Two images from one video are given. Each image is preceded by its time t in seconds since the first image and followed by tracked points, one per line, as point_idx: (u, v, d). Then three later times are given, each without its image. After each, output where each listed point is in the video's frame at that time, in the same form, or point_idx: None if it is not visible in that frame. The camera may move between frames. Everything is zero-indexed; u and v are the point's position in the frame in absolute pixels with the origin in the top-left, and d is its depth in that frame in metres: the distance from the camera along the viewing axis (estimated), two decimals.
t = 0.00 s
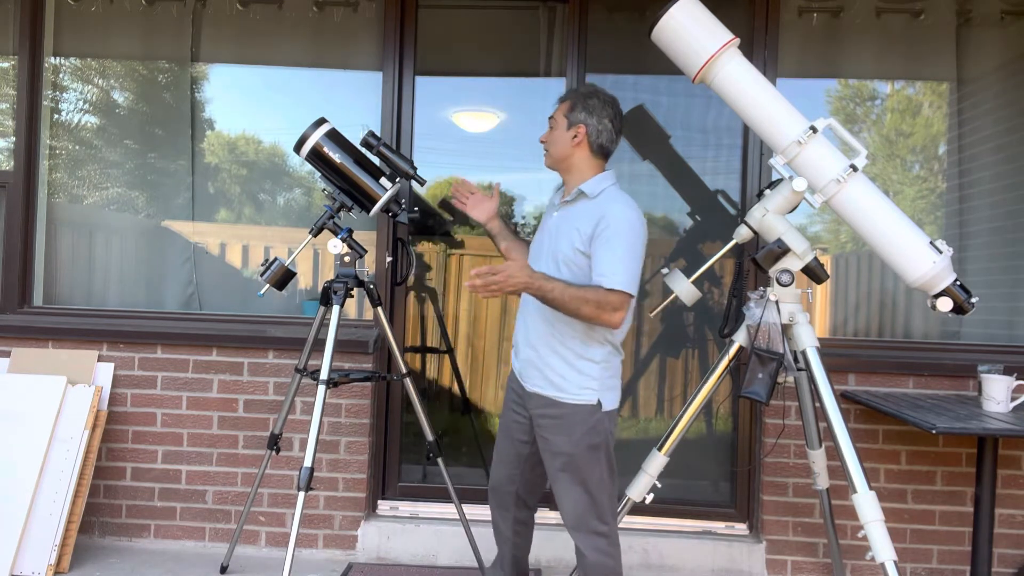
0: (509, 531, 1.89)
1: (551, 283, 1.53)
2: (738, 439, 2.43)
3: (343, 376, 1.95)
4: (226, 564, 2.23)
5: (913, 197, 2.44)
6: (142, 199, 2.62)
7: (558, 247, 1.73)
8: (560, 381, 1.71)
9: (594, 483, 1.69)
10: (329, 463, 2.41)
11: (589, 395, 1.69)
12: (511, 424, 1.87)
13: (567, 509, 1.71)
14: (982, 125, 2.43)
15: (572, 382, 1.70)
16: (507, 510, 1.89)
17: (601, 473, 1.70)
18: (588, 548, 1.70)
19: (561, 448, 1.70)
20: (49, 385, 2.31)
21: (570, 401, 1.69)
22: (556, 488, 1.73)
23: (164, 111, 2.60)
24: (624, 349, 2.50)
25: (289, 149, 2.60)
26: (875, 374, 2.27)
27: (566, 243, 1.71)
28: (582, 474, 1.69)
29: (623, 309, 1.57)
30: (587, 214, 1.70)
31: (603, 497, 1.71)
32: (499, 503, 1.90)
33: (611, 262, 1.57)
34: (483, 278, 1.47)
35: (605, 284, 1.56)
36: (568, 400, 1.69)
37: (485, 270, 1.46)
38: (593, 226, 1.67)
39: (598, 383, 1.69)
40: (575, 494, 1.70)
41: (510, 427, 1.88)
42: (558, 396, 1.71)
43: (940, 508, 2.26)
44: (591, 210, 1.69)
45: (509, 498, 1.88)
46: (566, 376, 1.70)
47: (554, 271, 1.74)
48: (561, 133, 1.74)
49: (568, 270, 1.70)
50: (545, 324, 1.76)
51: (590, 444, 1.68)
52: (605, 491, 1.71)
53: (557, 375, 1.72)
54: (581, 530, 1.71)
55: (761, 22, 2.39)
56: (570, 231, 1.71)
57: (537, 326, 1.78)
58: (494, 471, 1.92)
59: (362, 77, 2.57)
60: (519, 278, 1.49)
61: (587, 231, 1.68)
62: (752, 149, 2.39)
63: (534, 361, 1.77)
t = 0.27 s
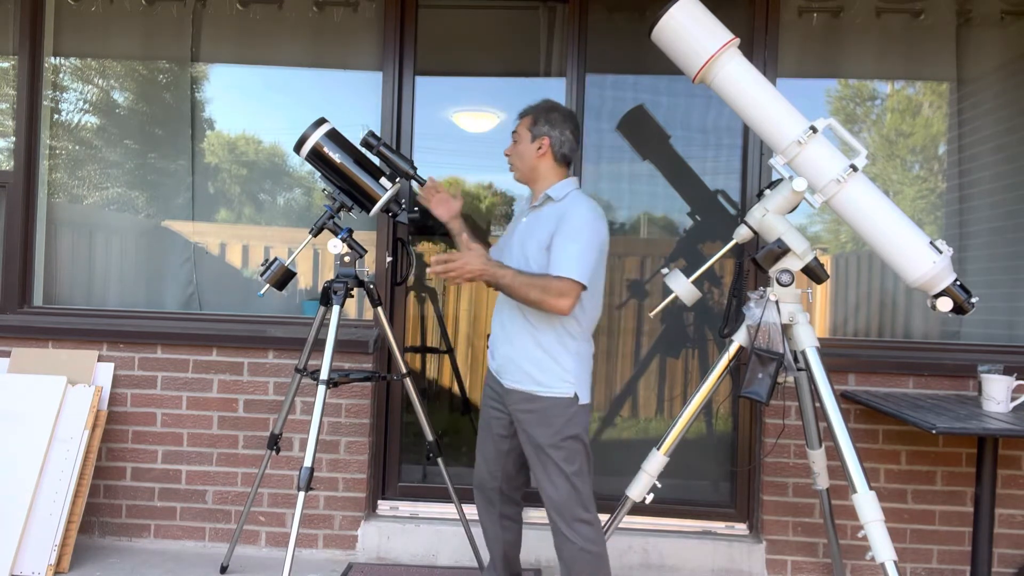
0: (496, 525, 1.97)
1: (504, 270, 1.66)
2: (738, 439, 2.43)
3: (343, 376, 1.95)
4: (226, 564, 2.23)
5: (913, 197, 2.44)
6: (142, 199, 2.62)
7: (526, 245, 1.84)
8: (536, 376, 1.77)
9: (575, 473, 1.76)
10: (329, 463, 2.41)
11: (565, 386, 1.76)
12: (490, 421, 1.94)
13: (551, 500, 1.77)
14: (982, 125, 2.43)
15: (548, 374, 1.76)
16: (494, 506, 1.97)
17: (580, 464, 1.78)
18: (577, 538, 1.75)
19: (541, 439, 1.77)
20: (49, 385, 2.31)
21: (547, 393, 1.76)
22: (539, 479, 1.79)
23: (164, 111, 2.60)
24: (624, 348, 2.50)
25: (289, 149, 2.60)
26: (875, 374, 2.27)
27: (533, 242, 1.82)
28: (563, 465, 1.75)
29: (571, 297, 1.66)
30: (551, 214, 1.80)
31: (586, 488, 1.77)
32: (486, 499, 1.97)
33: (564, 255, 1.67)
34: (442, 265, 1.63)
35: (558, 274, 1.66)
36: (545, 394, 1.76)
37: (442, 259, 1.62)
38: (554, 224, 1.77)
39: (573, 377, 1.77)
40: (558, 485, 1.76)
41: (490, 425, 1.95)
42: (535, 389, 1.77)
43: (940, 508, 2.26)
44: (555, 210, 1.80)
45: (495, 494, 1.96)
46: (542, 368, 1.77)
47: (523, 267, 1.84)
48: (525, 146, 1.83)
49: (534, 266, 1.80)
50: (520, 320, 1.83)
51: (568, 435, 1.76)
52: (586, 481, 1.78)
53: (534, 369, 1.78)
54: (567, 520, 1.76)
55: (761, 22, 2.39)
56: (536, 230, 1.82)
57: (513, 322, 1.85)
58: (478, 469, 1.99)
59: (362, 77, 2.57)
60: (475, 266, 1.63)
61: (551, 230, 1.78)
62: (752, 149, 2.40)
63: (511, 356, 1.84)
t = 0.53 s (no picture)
0: (496, 519, 2.03)
1: (497, 249, 1.71)
2: (738, 438, 2.43)
3: (343, 376, 1.94)
4: (226, 564, 2.23)
5: (913, 197, 2.44)
6: (142, 199, 2.62)
7: (511, 237, 1.94)
8: (527, 365, 1.85)
9: (552, 465, 1.83)
10: (329, 463, 2.41)
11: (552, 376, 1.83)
12: (483, 414, 1.99)
13: (523, 489, 1.84)
14: (982, 126, 2.43)
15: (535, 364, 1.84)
16: (492, 500, 2.02)
17: (559, 456, 1.85)
18: (540, 526, 1.84)
19: (524, 429, 1.84)
20: (49, 385, 2.31)
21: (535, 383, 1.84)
22: (519, 468, 1.86)
23: (164, 111, 2.60)
24: (624, 348, 2.50)
25: (289, 149, 2.60)
26: (875, 374, 2.27)
27: (516, 234, 1.92)
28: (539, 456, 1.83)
29: (562, 277, 1.76)
30: (532, 208, 1.92)
31: (558, 480, 1.84)
32: (482, 493, 2.02)
33: (553, 239, 1.78)
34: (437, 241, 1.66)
35: (549, 256, 1.76)
36: (535, 383, 1.84)
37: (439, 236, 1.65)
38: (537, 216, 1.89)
39: (562, 365, 1.85)
40: (533, 475, 1.83)
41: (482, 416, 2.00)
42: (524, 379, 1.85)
43: (940, 508, 2.26)
44: (535, 204, 1.92)
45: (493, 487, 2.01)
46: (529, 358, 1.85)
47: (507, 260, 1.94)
48: (524, 147, 1.92)
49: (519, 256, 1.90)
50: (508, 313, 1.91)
51: (551, 426, 1.83)
52: (561, 474, 1.85)
53: (522, 360, 1.86)
54: (534, 509, 1.84)
55: (761, 22, 2.39)
56: (518, 224, 1.93)
57: (500, 315, 1.93)
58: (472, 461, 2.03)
59: (362, 77, 2.57)
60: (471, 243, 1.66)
61: (533, 222, 1.90)
62: (752, 149, 2.40)
63: (499, 349, 1.91)
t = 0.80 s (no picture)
0: (492, 518, 2.03)
1: (508, 252, 1.69)
2: (738, 438, 2.44)
3: (343, 376, 1.94)
4: (226, 564, 2.22)
5: (913, 197, 2.44)
6: (142, 199, 2.62)
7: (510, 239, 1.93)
8: (515, 368, 1.85)
9: (540, 466, 1.84)
10: (329, 463, 2.41)
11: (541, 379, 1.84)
12: (471, 413, 1.99)
13: (512, 490, 1.85)
14: (982, 126, 2.43)
15: (522, 367, 1.85)
16: (486, 498, 2.02)
17: (547, 456, 1.86)
18: (528, 527, 1.85)
19: (512, 430, 1.85)
20: (49, 385, 2.31)
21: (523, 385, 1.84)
22: (507, 469, 1.86)
23: (164, 111, 2.60)
24: (624, 348, 2.50)
25: (289, 149, 2.60)
26: (875, 374, 2.27)
27: (516, 236, 1.92)
28: (528, 457, 1.84)
29: (564, 287, 1.77)
30: (534, 210, 1.92)
31: (547, 480, 1.86)
32: (476, 492, 2.02)
33: (558, 246, 1.78)
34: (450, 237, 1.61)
35: (555, 264, 1.77)
36: (523, 385, 1.84)
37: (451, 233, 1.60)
38: (540, 221, 1.89)
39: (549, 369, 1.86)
40: (522, 475, 1.84)
41: (471, 415, 2.00)
42: (510, 381, 1.85)
43: (940, 508, 2.26)
44: (537, 208, 1.92)
45: (487, 486, 2.01)
46: (517, 361, 1.85)
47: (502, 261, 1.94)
48: (535, 150, 1.93)
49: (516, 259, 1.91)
50: (496, 314, 1.91)
51: (539, 427, 1.84)
52: (549, 475, 1.86)
53: (510, 362, 1.86)
54: (522, 509, 1.85)
55: (761, 22, 2.40)
56: (520, 226, 1.92)
57: (488, 315, 1.93)
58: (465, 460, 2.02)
59: (362, 77, 2.57)
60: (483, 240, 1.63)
61: (534, 226, 1.90)
62: (752, 149, 2.40)
63: (486, 349, 1.91)
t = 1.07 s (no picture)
0: (492, 518, 2.03)
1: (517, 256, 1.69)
2: (738, 438, 2.44)
3: (343, 376, 1.94)
4: (226, 564, 2.22)
5: (913, 197, 2.44)
6: (142, 199, 2.62)
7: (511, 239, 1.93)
8: (514, 369, 1.85)
9: (540, 466, 1.85)
10: (329, 463, 2.41)
11: (540, 380, 1.84)
12: (469, 414, 1.99)
13: (512, 490, 1.85)
14: (982, 126, 2.43)
15: (522, 369, 1.84)
16: (485, 498, 2.02)
17: (547, 457, 1.86)
18: (529, 527, 1.85)
19: (511, 431, 1.85)
20: (49, 385, 2.31)
21: (522, 387, 1.84)
22: (506, 469, 1.86)
23: (164, 111, 2.60)
24: (624, 348, 2.50)
25: (289, 149, 2.60)
26: (875, 374, 2.27)
27: (517, 236, 1.91)
28: (528, 457, 1.84)
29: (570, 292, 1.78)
30: (536, 211, 1.91)
31: (547, 480, 1.86)
32: (475, 492, 2.02)
33: (565, 251, 1.79)
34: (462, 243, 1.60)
35: (562, 269, 1.77)
36: (522, 386, 1.84)
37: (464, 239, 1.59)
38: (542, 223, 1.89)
39: (548, 370, 1.86)
40: (522, 476, 1.84)
41: (468, 416, 1.99)
42: (510, 382, 1.85)
43: (940, 508, 2.26)
44: (539, 209, 1.91)
45: (487, 486, 2.01)
46: (516, 363, 1.85)
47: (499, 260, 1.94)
48: (511, 146, 1.92)
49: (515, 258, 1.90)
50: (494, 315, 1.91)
51: (537, 428, 1.84)
52: (549, 475, 1.86)
53: (509, 364, 1.86)
54: (522, 510, 1.85)
55: (761, 22, 2.40)
56: (521, 225, 1.91)
57: (487, 316, 1.92)
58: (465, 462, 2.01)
59: (362, 77, 2.57)
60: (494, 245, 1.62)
61: (537, 227, 1.89)
62: (752, 149, 2.40)
63: (484, 350, 1.91)
